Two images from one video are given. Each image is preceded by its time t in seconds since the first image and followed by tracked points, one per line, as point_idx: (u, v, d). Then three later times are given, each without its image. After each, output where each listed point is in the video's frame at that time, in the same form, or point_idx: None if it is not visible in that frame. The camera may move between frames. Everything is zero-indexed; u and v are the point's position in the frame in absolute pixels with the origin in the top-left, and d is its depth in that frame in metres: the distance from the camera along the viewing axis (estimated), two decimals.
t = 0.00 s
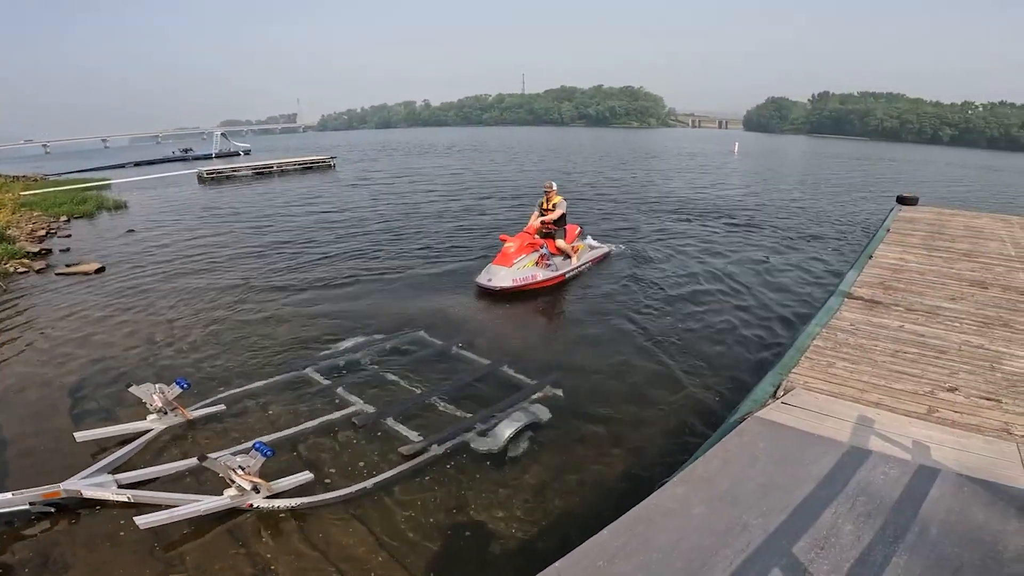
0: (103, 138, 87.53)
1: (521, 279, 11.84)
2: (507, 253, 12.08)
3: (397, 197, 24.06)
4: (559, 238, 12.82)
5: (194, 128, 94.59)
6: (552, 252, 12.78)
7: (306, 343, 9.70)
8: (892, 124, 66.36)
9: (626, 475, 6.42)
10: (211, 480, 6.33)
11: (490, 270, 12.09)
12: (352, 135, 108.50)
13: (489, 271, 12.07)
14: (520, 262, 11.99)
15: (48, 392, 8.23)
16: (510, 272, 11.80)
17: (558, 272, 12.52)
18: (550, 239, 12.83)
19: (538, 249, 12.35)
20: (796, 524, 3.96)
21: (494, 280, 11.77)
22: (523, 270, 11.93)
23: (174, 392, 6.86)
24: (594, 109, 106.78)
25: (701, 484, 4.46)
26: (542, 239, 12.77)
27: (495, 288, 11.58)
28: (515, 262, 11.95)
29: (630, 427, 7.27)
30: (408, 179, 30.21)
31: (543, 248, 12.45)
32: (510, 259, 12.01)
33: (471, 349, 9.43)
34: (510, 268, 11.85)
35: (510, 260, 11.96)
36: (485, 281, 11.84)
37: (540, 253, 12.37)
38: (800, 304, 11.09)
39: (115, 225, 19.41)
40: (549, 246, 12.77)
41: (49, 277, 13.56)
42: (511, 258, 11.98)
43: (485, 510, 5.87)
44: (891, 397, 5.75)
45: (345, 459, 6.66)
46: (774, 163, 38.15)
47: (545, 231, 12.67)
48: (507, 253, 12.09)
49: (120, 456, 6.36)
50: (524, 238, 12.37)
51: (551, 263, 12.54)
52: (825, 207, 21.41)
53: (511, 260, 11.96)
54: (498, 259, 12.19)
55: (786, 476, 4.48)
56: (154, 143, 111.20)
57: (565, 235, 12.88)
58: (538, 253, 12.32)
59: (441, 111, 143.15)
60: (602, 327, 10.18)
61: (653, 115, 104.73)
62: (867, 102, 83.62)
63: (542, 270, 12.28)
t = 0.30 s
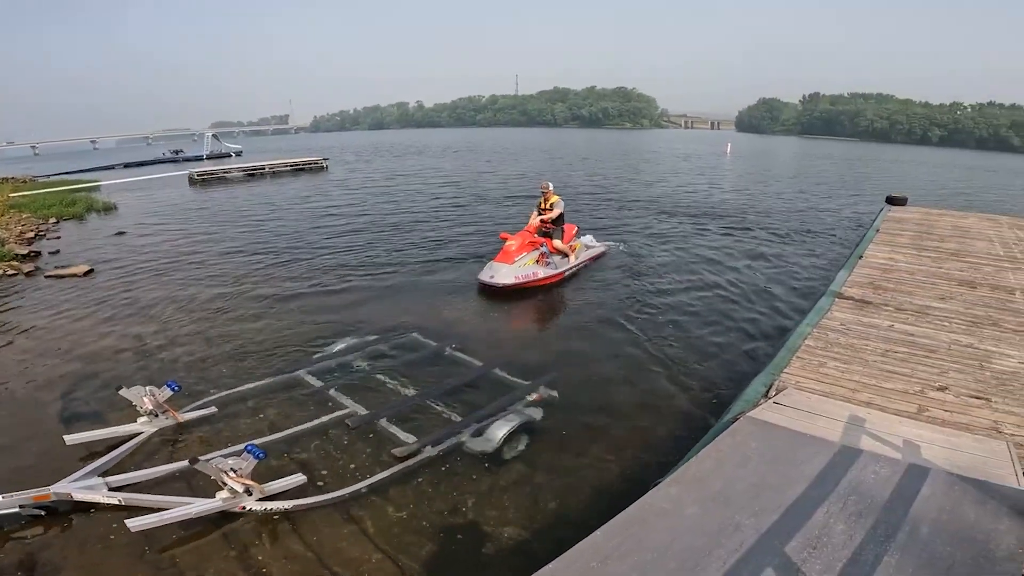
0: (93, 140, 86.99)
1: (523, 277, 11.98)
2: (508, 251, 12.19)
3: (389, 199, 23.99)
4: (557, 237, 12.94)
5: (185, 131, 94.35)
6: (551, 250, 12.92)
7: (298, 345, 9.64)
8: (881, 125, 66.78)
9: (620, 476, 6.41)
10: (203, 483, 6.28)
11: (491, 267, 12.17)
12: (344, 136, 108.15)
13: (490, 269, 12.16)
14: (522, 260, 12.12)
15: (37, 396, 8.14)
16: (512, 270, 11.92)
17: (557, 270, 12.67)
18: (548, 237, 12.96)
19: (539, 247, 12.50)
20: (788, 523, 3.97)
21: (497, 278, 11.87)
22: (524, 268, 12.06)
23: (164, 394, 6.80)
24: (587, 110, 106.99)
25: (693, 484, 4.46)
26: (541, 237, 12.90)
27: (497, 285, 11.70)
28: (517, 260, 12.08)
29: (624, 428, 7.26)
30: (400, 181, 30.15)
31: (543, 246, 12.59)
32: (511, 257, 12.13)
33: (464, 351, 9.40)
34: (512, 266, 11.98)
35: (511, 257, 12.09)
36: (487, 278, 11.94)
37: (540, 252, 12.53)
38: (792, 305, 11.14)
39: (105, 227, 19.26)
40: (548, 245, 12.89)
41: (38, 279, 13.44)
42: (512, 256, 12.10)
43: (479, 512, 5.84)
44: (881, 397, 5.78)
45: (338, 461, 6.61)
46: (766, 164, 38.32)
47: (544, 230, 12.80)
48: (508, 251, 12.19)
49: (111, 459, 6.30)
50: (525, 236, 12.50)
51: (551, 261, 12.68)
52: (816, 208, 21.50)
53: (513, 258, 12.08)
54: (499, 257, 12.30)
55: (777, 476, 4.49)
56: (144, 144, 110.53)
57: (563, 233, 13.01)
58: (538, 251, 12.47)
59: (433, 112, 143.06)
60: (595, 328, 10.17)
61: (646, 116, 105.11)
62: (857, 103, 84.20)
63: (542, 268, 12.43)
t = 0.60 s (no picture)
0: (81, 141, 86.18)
1: (523, 276, 12.13)
2: (508, 251, 12.33)
3: (380, 201, 23.91)
4: (555, 237, 13.12)
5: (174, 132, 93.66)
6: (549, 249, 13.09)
7: (289, 348, 9.58)
8: (870, 126, 67.32)
9: (613, 476, 6.41)
10: (193, 486, 6.22)
11: (491, 266, 12.28)
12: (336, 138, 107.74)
13: (490, 268, 12.27)
14: (522, 259, 12.28)
15: (24, 399, 8.04)
16: (513, 269, 12.05)
17: (555, 269, 12.87)
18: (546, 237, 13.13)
19: (538, 246, 12.68)
20: (780, 523, 3.98)
21: (497, 276, 11.99)
22: (524, 266, 12.22)
23: (154, 397, 6.72)
24: (579, 111, 107.19)
25: (685, 484, 4.47)
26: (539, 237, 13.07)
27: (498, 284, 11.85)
28: (517, 259, 12.22)
29: (616, 429, 7.27)
30: (392, 182, 30.08)
31: (541, 246, 12.77)
32: (511, 256, 12.26)
33: (457, 352, 9.38)
34: (512, 265, 12.11)
35: (512, 256, 12.23)
36: (487, 276, 12.04)
37: (539, 251, 12.71)
38: (782, 305, 11.20)
39: (93, 230, 19.08)
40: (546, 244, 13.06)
41: (25, 282, 13.28)
42: (512, 255, 12.24)
43: (472, 513, 5.82)
44: (870, 396, 5.82)
45: (331, 464, 6.57)
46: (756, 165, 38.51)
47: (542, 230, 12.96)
48: (509, 250, 12.32)
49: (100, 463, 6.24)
50: (524, 236, 12.66)
51: (549, 260, 12.85)
52: (805, 209, 21.65)
53: (513, 257, 12.23)
54: (500, 255, 12.43)
55: (768, 476, 4.50)
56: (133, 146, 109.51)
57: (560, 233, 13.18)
58: (537, 251, 12.64)
59: (425, 113, 142.85)
60: (587, 329, 10.18)
61: (637, 117, 105.48)
62: (846, 104, 84.85)
63: (541, 267, 12.60)
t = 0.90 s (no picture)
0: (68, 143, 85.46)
1: (523, 274, 12.29)
2: (506, 251, 12.56)
3: (371, 202, 23.85)
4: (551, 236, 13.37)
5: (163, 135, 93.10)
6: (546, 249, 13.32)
7: (280, 351, 9.52)
8: (857, 127, 67.94)
9: (605, 477, 6.40)
10: (183, 489, 6.15)
11: (490, 267, 12.46)
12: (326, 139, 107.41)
13: (490, 268, 12.45)
14: (521, 258, 12.51)
15: (9, 404, 7.93)
16: (512, 267, 12.24)
17: (553, 268, 12.99)
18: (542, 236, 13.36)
19: (535, 246, 12.94)
20: (770, 523, 3.98)
21: (498, 275, 12.16)
22: (523, 265, 12.44)
23: (142, 401, 6.65)
24: (571, 113, 107.43)
25: (677, 484, 4.46)
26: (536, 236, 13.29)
27: (498, 282, 12.00)
28: (516, 258, 12.45)
29: (608, 430, 7.26)
30: (383, 184, 30.02)
31: (539, 245, 13.03)
32: (510, 255, 12.50)
33: (448, 355, 9.35)
34: (512, 263, 12.31)
35: (511, 256, 12.46)
36: (488, 276, 12.19)
37: (537, 251, 12.96)
38: (772, 306, 11.25)
39: (81, 232, 18.89)
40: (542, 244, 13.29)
41: (11, 285, 13.12)
42: (511, 254, 12.47)
43: (464, 515, 5.79)
44: (859, 395, 5.85)
45: (321, 466, 6.52)
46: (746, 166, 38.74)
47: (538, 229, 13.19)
48: (507, 250, 12.60)
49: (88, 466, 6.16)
50: (521, 236, 12.93)
51: (547, 259, 13.07)
52: (794, 209, 21.80)
53: (512, 256, 12.46)
54: (498, 256, 12.69)
55: (758, 475, 4.50)
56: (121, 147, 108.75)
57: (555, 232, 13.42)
58: (535, 250, 12.89)
59: (417, 115, 142.66)
60: (579, 330, 10.18)
61: (628, 119, 105.88)
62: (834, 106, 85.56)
63: (540, 266, 12.81)
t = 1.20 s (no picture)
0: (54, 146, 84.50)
1: (523, 272, 12.46)
2: (506, 250, 12.74)
3: (361, 205, 23.77)
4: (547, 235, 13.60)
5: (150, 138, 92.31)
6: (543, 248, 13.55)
7: (269, 354, 9.43)
8: (844, 128, 68.60)
9: (598, 478, 6.40)
10: (172, 493, 6.08)
11: (490, 267, 12.63)
12: (317, 141, 106.88)
13: (490, 268, 12.61)
14: (519, 257, 12.71)
15: None
16: (512, 266, 12.42)
17: (550, 267, 13.18)
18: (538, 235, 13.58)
19: (532, 245, 13.17)
20: (761, 523, 3.98)
21: (498, 274, 12.33)
22: (522, 264, 12.63)
23: (129, 405, 6.58)
24: (562, 115, 107.64)
25: (669, 485, 4.45)
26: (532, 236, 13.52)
27: (499, 281, 12.13)
28: (515, 257, 12.65)
29: (600, 432, 7.25)
30: (373, 186, 29.92)
31: (536, 244, 13.25)
32: (509, 254, 12.68)
33: (440, 357, 9.32)
34: (511, 263, 12.51)
35: (510, 255, 12.65)
36: (488, 275, 12.35)
37: (534, 250, 13.19)
38: (761, 307, 11.31)
39: (67, 236, 18.66)
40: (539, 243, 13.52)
41: None
42: (510, 254, 12.66)
43: (456, 518, 5.76)
44: (847, 395, 5.88)
45: (312, 470, 6.46)
46: (735, 167, 38.96)
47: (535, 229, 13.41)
48: (507, 250, 12.77)
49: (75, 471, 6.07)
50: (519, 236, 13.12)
51: (544, 258, 13.30)
52: (782, 211, 21.97)
53: (511, 255, 12.66)
54: (498, 255, 12.86)
55: (748, 476, 4.51)
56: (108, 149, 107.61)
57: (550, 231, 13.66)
58: (532, 249, 13.12)
59: (408, 117, 142.45)
60: (570, 332, 10.18)
61: (619, 120, 106.35)
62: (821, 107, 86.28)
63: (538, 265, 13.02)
